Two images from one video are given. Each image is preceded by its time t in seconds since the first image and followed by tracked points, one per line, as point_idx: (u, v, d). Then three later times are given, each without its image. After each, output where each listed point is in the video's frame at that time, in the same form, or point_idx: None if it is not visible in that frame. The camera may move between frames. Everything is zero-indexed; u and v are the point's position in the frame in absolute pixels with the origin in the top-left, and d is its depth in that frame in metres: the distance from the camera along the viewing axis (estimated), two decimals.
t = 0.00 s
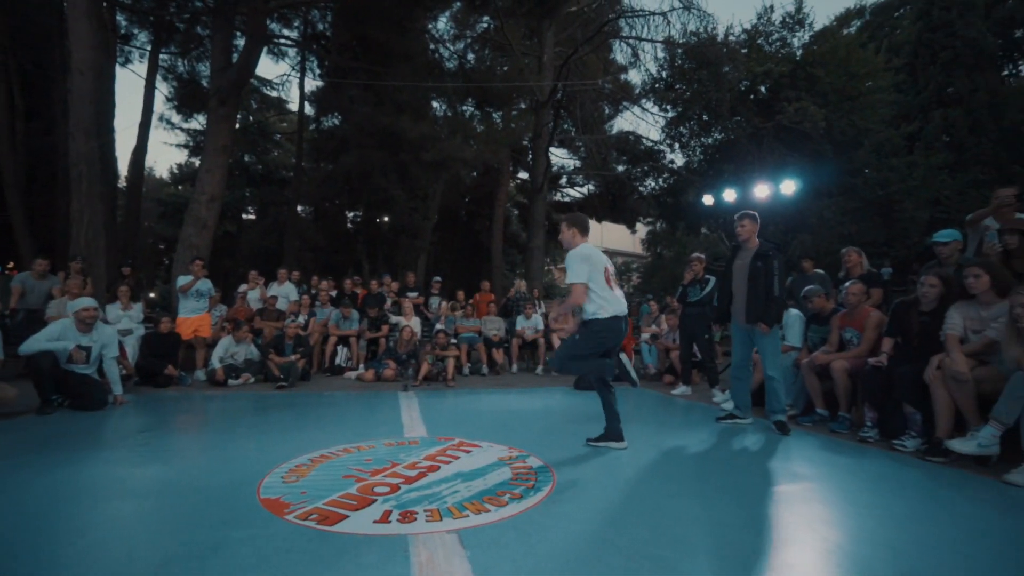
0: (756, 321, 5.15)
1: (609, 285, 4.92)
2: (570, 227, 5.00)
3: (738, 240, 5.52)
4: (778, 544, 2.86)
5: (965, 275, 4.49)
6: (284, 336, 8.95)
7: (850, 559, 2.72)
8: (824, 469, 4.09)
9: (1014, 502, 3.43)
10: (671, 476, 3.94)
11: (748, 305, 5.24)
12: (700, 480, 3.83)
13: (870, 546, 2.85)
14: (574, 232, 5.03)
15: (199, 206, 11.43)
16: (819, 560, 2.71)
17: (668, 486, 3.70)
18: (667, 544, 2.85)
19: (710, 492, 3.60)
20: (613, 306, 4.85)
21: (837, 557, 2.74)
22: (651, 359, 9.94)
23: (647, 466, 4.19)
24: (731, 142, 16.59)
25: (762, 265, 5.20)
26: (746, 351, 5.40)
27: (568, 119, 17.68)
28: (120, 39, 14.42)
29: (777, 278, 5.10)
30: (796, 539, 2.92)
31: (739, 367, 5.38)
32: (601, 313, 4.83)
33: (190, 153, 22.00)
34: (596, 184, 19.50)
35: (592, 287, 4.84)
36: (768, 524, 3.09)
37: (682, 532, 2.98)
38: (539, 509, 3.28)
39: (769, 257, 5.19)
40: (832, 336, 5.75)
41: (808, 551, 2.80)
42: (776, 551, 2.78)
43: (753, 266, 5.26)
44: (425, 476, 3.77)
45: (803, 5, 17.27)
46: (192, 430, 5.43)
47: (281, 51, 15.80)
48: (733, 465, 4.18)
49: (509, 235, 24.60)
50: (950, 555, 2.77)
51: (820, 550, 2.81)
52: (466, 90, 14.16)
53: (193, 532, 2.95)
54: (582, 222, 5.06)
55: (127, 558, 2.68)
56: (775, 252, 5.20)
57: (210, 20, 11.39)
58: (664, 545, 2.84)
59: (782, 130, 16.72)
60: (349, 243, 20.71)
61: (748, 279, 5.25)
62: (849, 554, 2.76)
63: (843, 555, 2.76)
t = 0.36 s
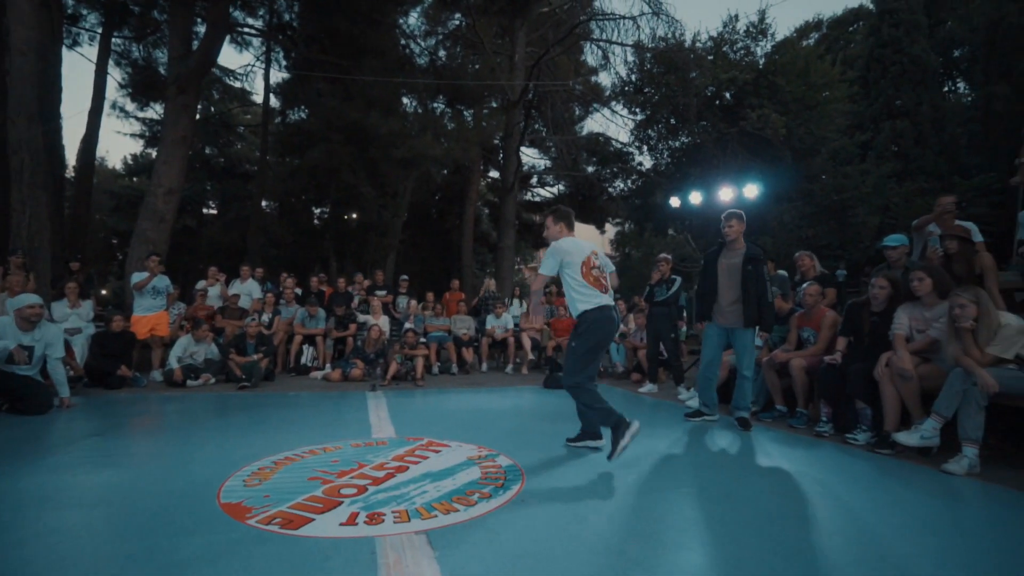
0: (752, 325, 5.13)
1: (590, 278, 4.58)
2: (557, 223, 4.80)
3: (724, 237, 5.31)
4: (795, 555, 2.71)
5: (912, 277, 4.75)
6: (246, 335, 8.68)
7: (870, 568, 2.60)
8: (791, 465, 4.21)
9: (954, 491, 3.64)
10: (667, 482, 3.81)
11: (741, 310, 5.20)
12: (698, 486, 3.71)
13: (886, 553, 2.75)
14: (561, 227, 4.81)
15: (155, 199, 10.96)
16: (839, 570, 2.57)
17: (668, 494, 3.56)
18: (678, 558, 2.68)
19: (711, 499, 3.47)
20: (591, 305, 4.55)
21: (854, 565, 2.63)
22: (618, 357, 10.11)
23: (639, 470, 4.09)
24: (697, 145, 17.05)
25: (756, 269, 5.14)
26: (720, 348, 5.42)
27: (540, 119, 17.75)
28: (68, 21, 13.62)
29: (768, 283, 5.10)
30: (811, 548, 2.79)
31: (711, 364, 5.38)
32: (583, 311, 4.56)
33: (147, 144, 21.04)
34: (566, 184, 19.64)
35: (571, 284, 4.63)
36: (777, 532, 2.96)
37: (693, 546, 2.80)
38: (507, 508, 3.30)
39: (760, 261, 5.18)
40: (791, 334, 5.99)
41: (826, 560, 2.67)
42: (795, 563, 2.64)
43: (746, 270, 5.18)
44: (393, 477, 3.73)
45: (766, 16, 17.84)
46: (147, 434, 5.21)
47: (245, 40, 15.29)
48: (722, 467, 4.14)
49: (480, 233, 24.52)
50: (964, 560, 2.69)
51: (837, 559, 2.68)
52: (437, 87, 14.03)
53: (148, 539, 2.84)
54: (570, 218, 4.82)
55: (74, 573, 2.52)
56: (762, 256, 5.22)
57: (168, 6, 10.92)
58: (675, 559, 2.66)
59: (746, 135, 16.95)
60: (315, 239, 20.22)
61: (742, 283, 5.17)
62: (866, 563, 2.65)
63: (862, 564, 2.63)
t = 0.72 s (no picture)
0: (732, 323, 5.18)
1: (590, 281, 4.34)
2: (552, 217, 4.28)
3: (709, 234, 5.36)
4: (797, 559, 2.68)
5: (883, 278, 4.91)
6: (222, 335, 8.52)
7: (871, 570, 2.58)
8: (771, 462, 4.28)
9: (922, 484, 3.77)
10: (659, 483, 3.78)
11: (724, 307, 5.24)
12: (691, 487, 3.69)
13: (873, 550, 2.77)
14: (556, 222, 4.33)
15: (127, 195, 10.66)
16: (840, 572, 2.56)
17: (662, 497, 3.52)
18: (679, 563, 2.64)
19: (705, 500, 3.45)
20: (585, 304, 4.25)
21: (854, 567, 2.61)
22: (600, 356, 10.19)
23: (629, 472, 4.06)
24: (677, 146, 17.43)
25: (741, 268, 5.21)
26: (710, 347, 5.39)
27: (523, 118, 17.75)
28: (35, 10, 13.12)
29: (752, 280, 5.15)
30: (810, 550, 2.77)
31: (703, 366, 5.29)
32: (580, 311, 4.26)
33: (119, 138, 20.45)
34: (549, 185, 19.69)
35: (572, 283, 4.27)
36: (774, 534, 2.94)
37: (693, 551, 2.75)
38: (490, 507, 3.31)
39: (745, 259, 5.26)
40: (768, 333, 6.12)
41: (826, 562, 2.65)
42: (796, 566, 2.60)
43: (733, 268, 5.24)
44: (374, 478, 3.70)
45: (744, 21, 18.17)
46: (118, 436, 5.08)
47: (222, 34, 14.95)
48: (708, 466, 4.16)
49: (462, 233, 24.44)
50: (960, 559, 2.68)
51: (835, 560, 2.67)
52: (419, 85, 13.93)
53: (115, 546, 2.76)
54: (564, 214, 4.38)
55: None
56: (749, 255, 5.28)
57: None
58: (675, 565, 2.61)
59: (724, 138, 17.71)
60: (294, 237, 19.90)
61: (730, 280, 5.21)
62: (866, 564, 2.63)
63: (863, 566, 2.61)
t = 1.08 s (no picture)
0: (721, 316, 5.13)
1: (558, 258, 4.81)
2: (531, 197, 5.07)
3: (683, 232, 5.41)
4: (783, 556, 2.70)
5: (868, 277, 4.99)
6: (208, 335, 8.41)
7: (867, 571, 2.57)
8: (760, 460, 4.31)
9: (903, 480, 3.83)
10: (654, 483, 3.77)
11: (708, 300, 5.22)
12: (685, 487, 3.69)
13: (857, 546, 2.81)
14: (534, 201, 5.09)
15: (110, 192, 10.48)
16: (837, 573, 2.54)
17: (658, 497, 3.51)
18: (676, 565, 2.61)
19: (700, 501, 3.44)
20: (548, 278, 4.72)
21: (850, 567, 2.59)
22: (589, 355, 10.22)
23: (623, 472, 4.05)
24: (666, 147, 17.52)
25: (722, 259, 5.19)
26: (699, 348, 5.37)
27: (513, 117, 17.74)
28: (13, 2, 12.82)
29: (735, 271, 5.13)
30: (807, 551, 2.76)
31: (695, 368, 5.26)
32: (544, 285, 4.74)
33: (102, 135, 20.09)
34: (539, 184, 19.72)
35: (540, 256, 4.78)
36: (771, 535, 2.93)
37: (691, 552, 2.73)
38: (478, 507, 3.29)
39: (724, 250, 5.23)
40: (755, 332, 6.19)
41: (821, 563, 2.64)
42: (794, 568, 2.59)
43: (711, 261, 5.22)
44: (362, 478, 3.67)
45: (732, 23, 18.34)
46: (101, 438, 5.00)
47: (208, 29, 14.74)
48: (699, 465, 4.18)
49: (452, 232, 24.38)
50: (950, 557, 2.70)
51: (831, 561, 2.65)
52: (408, 83, 13.84)
53: (96, 550, 2.70)
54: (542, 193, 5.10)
55: None
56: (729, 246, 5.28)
57: None
58: (674, 568, 2.58)
59: (711, 138, 17.98)
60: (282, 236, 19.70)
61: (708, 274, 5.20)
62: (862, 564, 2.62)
63: (858, 567, 2.60)
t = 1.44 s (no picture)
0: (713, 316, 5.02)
1: (536, 291, 4.99)
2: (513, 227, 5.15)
3: (672, 233, 5.39)
4: (773, 554, 2.72)
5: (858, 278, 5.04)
6: (199, 335, 8.34)
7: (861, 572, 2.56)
8: (752, 459, 4.34)
9: (891, 478, 3.87)
10: (652, 484, 3.77)
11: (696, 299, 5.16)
12: (680, 487, 3.69)
13: (847, 544, 2.84)
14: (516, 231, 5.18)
15: (99, 191, 10.37)
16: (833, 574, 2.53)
17: (651, 497, 3.51)
18: (671, 566, 2.61)
19: (695, 501, 3.44)
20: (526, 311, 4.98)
21: (844, 568, 2.59)
22: (583, 355, 10.24)
23: (620, 472, 4.05)
24: (659, 147, 17.54)
25: (706, 258, 5.11)
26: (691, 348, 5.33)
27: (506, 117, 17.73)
28: None
29: (720, 269, 5.02)
30: (798, 551, 2.76)
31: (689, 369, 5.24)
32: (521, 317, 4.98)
33: (91, 132, 19.87)
34: (532, 184, 19.75)
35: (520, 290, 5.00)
36: (766, 535, 2.93)
37: (681, 552, 2.75)
38: (471, 507, 3.29)
39: (709, 248, 5.12)
40: (747, 332, 6.24)
41: (814, 563, 2.63)
42: (790, 569, 2.58)
43: (695, 260, 5.17)
44: (355, 478, 3.66)
45: (725, 25, 18.44)
46: (90, 439, 4.95)
47: (199, 26, 14.62)
48: (694, 465, 4.19)
49: (446, 231, 24.35)
50: (940, 555, 2.72)
51: (824, 562, 2.65)
52: (402, 82, 13.78)
53: (84, 553, 2.67)
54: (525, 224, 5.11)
55: None
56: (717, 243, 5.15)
57: None
58: (666, 568, 2.59)
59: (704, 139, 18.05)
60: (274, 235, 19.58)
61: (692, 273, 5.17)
62: (855, 565, 2.62)
63: (853, 567, 2.60)
